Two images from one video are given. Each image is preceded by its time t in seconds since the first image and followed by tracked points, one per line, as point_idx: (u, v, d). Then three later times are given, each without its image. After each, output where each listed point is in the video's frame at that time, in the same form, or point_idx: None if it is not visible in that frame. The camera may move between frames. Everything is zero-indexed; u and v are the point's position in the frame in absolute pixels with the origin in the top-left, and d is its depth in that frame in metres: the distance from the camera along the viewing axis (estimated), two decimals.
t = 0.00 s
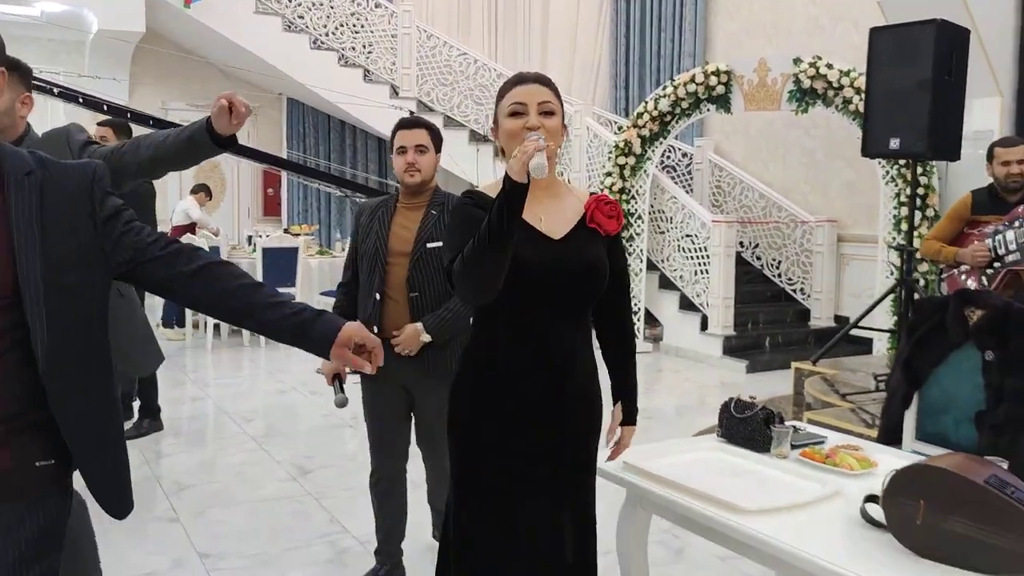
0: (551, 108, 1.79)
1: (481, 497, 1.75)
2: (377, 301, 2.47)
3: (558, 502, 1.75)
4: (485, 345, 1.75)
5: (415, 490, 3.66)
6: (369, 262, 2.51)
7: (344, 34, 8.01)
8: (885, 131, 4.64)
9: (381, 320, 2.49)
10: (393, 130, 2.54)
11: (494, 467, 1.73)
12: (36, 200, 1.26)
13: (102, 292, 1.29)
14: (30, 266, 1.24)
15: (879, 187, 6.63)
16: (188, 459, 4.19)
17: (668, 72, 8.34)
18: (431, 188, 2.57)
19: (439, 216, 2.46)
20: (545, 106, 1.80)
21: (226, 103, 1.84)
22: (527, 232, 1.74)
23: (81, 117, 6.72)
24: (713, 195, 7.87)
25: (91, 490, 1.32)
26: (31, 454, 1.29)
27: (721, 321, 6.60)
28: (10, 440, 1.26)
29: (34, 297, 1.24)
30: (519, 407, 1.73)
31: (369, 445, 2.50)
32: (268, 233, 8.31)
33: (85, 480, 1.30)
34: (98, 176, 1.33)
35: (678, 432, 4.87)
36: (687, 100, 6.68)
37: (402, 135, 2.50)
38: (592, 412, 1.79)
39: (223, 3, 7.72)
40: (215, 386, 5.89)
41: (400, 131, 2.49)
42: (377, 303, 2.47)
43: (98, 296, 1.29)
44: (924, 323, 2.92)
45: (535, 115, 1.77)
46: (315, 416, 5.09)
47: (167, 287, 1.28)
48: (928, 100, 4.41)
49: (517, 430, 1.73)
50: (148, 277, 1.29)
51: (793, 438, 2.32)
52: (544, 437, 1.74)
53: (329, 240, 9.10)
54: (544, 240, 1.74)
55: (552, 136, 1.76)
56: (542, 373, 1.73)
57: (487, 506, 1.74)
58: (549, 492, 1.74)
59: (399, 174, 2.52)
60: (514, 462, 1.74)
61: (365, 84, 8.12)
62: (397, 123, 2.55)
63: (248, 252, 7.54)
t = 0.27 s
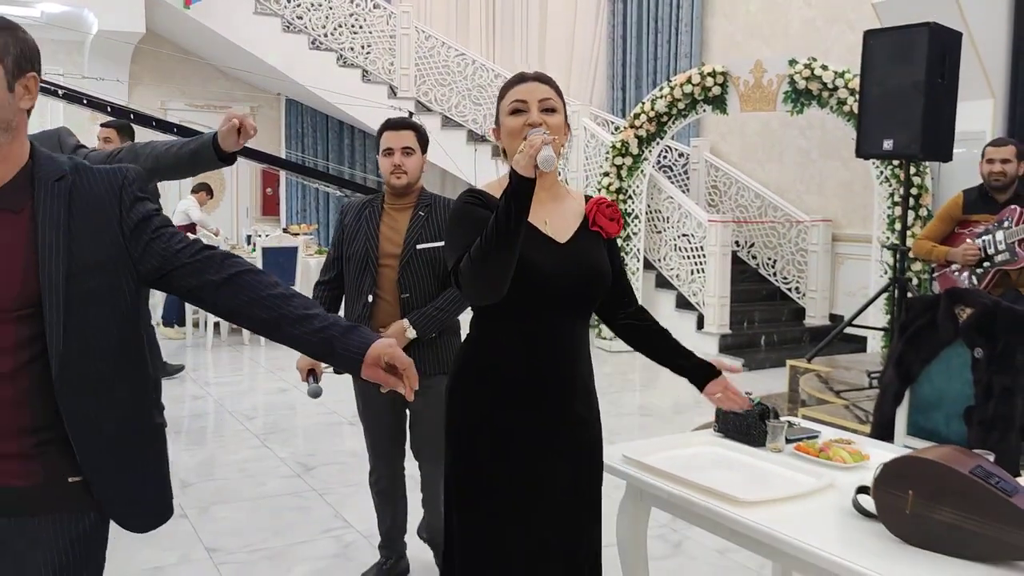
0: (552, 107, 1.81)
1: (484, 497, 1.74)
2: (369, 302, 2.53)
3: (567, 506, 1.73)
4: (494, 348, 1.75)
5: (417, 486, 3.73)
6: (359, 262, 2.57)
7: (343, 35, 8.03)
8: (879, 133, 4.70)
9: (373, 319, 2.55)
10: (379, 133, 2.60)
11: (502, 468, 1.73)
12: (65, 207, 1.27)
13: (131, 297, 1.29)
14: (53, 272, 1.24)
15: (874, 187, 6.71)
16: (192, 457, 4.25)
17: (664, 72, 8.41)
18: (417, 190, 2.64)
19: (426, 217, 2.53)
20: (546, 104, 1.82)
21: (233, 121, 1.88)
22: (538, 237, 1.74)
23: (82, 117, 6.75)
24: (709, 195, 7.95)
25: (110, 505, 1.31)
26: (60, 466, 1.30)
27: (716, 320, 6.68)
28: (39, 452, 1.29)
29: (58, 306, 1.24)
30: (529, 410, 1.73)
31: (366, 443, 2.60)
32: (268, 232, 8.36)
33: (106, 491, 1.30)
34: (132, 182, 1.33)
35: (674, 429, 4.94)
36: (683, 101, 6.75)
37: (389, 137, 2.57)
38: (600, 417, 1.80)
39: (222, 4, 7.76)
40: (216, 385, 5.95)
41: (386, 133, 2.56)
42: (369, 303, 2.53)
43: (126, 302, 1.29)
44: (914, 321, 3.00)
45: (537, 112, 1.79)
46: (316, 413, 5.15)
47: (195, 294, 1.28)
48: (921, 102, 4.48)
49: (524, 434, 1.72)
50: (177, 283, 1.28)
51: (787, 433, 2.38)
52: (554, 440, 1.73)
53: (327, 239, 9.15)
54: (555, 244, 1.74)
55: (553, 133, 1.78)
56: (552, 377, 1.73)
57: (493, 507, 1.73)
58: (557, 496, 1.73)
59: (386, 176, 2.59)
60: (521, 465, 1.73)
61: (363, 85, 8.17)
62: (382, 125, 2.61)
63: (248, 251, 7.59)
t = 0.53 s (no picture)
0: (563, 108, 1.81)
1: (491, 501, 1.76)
2: (366, 304, 2.57)
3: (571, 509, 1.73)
4: (502, 352, 1.78)
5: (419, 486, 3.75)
6: (357, 264, 2.59)
7: (346, 36, 8.09)
8: (879, 136, 4.72)
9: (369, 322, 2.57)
10: (380, 133, 2.64)
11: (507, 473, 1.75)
12: (80, 207, 1.20)
13: (144, 302, 1.20)
14: (62, 275, 1.17)
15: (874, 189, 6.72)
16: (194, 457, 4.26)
17: (666, 74, 8.43)
18: (417, 191, 2.67)
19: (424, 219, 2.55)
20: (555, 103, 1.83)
21: (234, 112, 1.86)
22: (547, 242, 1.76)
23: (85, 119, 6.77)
24: (710, 197, 7.97)
25: (125, 527, 1.23)
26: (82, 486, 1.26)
27: (717, 321, 6.71)
28: (55, 464, 1.23)
29: (67, 316, 1.16)
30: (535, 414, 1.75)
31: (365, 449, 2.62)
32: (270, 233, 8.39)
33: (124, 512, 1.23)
34: (156, 177, 1.23)
35: (675, 430, 4.96)
36: (684, 103, 6.75)
37: (389, 138, 2.61)
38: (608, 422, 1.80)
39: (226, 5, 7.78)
40: (219, 385, 5.96)
41: (387, 135, 2.60)
42: (367, 306, 2.56)
43: (140, 306, 1.19)
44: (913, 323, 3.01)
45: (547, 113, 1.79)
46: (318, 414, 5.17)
47: (203, 295, 1.14)
48: (921, 105, 4.51)
49: (529, 436, 1.74)
50: (188, 284, 1.16)
51: (788, 434, 2.40)
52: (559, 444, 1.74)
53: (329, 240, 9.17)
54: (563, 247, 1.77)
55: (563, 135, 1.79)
56: (557, 382, 1.75)
57: (497, 511, 1.75)
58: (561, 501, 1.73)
59: (386, 178, 2.62)
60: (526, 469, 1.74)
61: (366, 86, 8.19)
62: (382, 126, 2.65)
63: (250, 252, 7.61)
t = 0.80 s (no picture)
0: (555, 103, 1.66)
1: (472, 521, 1.57)
2: (344, 310, 2.54)
3: (563, 528, 1.56)
4: (484, 357, 1.59)
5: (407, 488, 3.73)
6: (338, 269, 2.57)
7: (347, 36, 8.07)
8: (876, 138, 4.69)
9: (348, 329, 2.55)
10: (373, 133, 2.61)
11: (490, 488, 1.57)
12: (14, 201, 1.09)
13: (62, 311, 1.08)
14: None
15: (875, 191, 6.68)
16: (184, 457, 4.25)
17: (668, 75, 8.39)
18: (408, 193, 2.63)
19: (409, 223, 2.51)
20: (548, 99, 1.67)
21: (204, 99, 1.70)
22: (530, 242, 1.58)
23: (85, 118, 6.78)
24: (711, 198, 7.93)
25: (20, 575, 1.07)
26: None
27: (716, 324, 6.69)
28: None
29: None
30: (519, 424, 1.56)
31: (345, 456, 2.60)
32: (271, 233, 8.39)
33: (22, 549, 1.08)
34: (99, 175, 1.12)
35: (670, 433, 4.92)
36: (684, 104, 6.71)
37: (381, 138, 2.57)
38: (603, 431, 1.62)
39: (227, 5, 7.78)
40: (215, 385, 5.96)
41: (379, 134, 2.56)
42: (344, 312, 2.54)
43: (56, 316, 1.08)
44: (902, 328, 2.97)
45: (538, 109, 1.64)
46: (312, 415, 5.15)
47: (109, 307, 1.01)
48: (918, 107, 4.47)
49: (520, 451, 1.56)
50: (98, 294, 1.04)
51: (769, 439, 2.37)
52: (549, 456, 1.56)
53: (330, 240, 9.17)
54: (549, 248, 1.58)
55: (554, 132, 1.63)
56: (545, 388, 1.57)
57: (479, 532, 1.57)
58: (552, 519, 1.56)
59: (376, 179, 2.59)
60: (513, 485, 1.56)
61: (367, 86, 8.19)
62: (377, 125, 2.62)
63: (249, 252, 7.60)
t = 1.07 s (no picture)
0: (526, 104, 1.51)
1: (438, 532, 1.49)
2: (311, 315, 2.39)
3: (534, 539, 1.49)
4: (457, 358, 1.50)
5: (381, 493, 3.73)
6: (310, 271, 2.43)
7: (345, 36, 8.11)
8: (865, 142, 4.64)
9: (315, 334, 2.40)
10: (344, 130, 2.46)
11: (458, 498, 1.48)
12: None
13: None
14: None
15: (870, 196, 6.64)
16: (163, 457, 4.26)
17: (666, 77, 8.34)
18: (383, 192, 2.50)
19: (383, 224, 2.39)
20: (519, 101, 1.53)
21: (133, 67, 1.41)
22: (497, 246, 1.50)
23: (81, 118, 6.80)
24: (708, 202, 7.88)
25: None
26: None
27: (708, 328, 6.66)
28: None
29: None
30: (492, 430, 1.47)
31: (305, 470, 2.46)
32: (267, 232, 8.40)
33: None
34: None
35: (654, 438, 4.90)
36: (678, 107, 6.68)
37: (352, 134, 2.42)
38: (581, 441, 1.54)
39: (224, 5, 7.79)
40: (204, 384, 5.97)
41: (351, 130, 2.41)
42: (311, 318, 2.39)
43: None
44: (874, 334, 2.91)
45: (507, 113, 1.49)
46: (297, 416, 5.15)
47: None
48: (906, 110, 4.42)
49: (500, 460, 1.47)
50: None
51: (726, 447, 2.34)
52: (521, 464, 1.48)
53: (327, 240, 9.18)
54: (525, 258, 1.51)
55: (525, 139, 1.49)
56: (519, 394, 1.48)
57: (445, 544, 1.48)
58: (521, 530, 1.48)
59: (348, 176, 2.44)
60: (483, 493, 1.47)
61: (364, 86, 8.18)
62: (350, 121, 2.47)
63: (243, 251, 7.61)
